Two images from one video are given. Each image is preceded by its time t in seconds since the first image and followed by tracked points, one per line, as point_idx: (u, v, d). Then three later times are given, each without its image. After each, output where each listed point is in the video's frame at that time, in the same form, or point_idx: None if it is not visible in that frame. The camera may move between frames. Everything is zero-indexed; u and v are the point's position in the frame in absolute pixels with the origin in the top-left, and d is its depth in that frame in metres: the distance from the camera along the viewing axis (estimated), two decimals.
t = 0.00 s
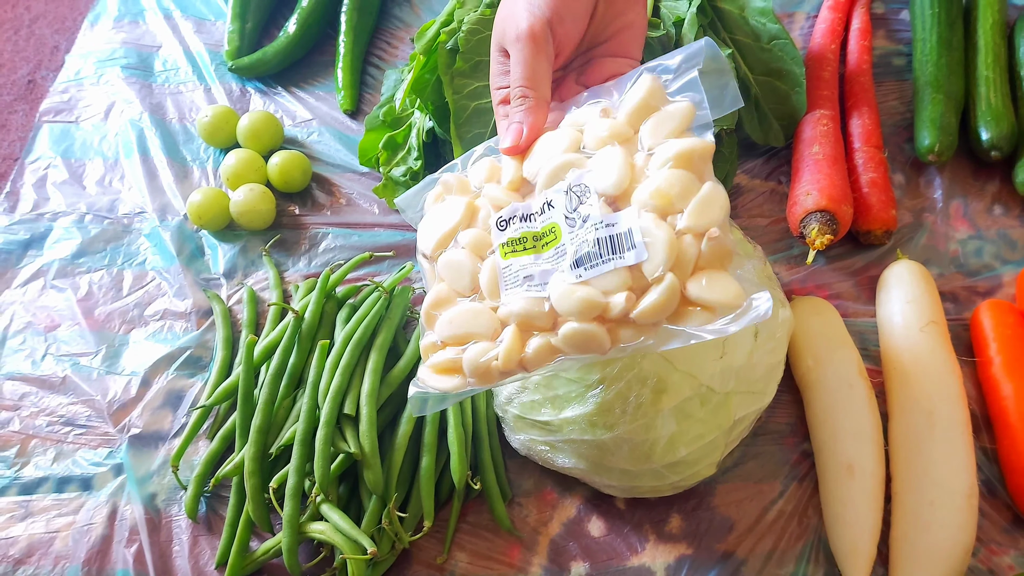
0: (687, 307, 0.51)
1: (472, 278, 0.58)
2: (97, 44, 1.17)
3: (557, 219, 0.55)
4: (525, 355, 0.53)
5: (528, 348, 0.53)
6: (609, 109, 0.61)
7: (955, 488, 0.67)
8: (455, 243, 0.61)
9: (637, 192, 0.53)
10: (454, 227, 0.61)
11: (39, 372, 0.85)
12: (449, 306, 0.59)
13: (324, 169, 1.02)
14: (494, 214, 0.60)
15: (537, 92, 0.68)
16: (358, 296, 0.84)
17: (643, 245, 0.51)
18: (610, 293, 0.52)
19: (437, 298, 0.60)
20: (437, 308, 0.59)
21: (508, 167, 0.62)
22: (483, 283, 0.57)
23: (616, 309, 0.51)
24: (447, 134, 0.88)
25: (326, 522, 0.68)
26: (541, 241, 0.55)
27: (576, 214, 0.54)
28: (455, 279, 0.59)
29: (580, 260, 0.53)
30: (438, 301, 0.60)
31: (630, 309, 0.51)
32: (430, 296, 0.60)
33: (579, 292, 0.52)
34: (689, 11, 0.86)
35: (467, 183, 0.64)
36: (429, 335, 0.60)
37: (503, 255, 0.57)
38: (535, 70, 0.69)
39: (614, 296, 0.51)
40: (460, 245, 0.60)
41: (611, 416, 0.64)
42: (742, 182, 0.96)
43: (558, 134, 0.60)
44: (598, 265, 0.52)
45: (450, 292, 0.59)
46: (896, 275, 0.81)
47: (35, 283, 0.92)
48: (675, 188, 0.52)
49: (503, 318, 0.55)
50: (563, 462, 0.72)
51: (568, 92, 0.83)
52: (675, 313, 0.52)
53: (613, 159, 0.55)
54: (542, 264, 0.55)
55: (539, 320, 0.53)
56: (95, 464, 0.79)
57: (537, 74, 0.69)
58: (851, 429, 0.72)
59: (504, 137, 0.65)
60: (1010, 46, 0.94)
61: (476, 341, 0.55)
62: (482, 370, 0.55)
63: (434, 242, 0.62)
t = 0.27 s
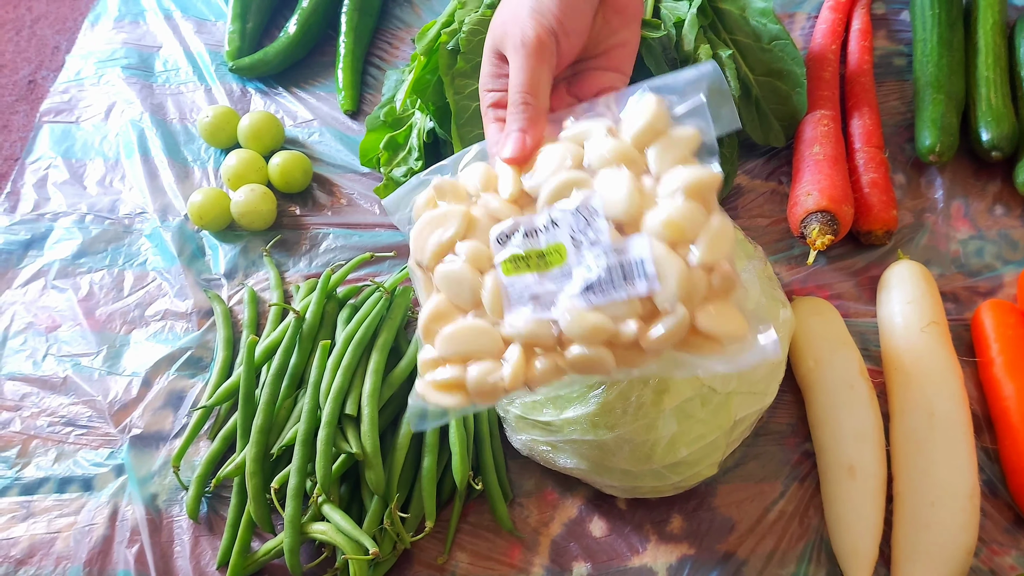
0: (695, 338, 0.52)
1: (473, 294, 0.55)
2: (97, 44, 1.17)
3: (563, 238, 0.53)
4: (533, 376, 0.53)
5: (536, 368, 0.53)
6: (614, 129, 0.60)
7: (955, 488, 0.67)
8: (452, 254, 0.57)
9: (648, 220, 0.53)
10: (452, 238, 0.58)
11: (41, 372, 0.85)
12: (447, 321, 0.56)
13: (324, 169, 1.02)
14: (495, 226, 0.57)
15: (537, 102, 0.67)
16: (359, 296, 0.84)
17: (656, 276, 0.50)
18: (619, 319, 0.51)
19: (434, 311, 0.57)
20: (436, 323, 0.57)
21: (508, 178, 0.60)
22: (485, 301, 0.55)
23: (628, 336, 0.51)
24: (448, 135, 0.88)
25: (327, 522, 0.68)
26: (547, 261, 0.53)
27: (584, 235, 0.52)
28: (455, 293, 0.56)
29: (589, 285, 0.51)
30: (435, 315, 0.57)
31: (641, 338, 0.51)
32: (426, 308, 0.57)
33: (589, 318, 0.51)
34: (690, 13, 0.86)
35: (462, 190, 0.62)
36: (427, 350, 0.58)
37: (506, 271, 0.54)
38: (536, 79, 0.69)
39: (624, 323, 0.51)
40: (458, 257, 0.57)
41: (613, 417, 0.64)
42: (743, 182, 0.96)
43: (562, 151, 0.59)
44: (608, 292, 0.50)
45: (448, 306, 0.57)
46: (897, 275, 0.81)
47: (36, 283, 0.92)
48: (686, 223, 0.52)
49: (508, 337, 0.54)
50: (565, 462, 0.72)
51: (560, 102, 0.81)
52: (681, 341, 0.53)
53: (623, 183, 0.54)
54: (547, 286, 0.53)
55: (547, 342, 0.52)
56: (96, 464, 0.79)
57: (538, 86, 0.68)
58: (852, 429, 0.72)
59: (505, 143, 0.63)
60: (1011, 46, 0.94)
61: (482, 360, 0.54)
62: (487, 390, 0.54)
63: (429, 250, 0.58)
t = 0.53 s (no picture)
0: (760, 456, 0.61)
1: (563, 417, 0.55)
2: (99, 43, 1.16)
3: (654, 365, 0.55)
4: (615, 488, 0.58)
5: (619, 482, 0.58)
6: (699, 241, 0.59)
7: (964, 489, 0.67)
8: (535, 379, 0.55)
9: (745, 357, 0.57)
10: (538, 360, 0.55)
11: (43, 372, 0.85)
12: (533, 451, 0.55)
13: (327, 168, 1.01)
14: (584, 347, 0.55)
15: (614, 209, 0.56)
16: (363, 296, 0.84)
17: (741, 411, 0.57)
18: (705, 447, 0.58)
19: (516, 441, 0.55)
20: (518, 454, 0.55)
21: (593, 294, 0.55)
22: (573, 426, 0.55)
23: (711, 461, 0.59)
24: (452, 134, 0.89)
25: (333, 523, 0.68)
26: (640, 389, 0.55)
27: (676, 367, 0.56)
28: (542, 420, 0.55)
29: (682, 416, 0.56)
30: (518, 449, 0.55)
31: (717, 459, 0.59)
32: (507, 439, 0.55)
33: (680, 450, 0.57)
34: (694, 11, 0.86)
35: (537, 295, 0.56)
36: (506, 478, 0.57)
37: (594, 396, 0.55)
38: (611, 185, 0.58)
39: (709, 449, 0.58)
40: (542, 383, 0.55)
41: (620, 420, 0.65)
42: (748, 182, 0.95)
43: (649, 268, 0.56)
44: (698, 424, 0.56)
45: (530, 434, 0.55)
46: (904, 276, 0.81)
47: (38, 282, 0.92)
48: (776, 360, 0.58)
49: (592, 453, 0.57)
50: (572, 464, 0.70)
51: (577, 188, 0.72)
52: (750, 456, 0.61)
53: (724, 323, 0.56)
54: (640, 411, 0.56)
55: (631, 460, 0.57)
56: (100, 464, 0.79)
57: (617, 185, 0.57)
58: (859, 431, 0.72)
59: (578, 242, 0.57)
60: (1015, 46, 0.94)
61: (570, 489, 0.56)
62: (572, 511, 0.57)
63: (509, 372, 0.54)
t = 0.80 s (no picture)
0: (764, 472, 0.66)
1: (571, 470, 0.58)
2: (104, 36, 1.17)
3: (653, 414, 0.59)
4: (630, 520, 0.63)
5: (634, 515, 0.63)
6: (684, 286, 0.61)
7: (959, 478, 0.68)
8: (538, 439, 0.58)
9: (739, 395, 0.60)
10: (539, 425, 0.57)
11: (49, 360, 0.86)
12: (546, 501, 0.60)
13: (331, 161, 1.02)
14: (580, 408, 0.58)
15: (605, 276, 0.53)
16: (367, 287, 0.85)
17: (740, 442, 0.62)
18: (710, 474, 0.63)
19: (529, 498, 0.59)
20: (535, 509, 0.59)
21: (586, 356, 0.57)
22: (582, 478, 0.59)
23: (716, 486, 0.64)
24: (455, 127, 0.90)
25: (337, 508, 0.69)
26: (640, 434, 0.59)
27: (673, 414, 0.59)
28: (553, 477, 0.59)
29: (684, 457, 0.61)
30: (532, 502, 0.59)
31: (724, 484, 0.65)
32: (522, 496, 0.59)
33: (685, 482, 0.62)
34: (695, 8, 0.88)
35: (531, 365, 0.57)
36: (523, 526, 0.61)
37: (598, 448, 0.59)
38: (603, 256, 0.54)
39: (712, 476, 0.63)
40: (548, 446, 0.58)
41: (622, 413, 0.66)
42: (747, 177, 0.96)
43: (639, 327, 0.58)
44: (700, 459, 0.61)
45: (544, 489, 0.59)
46: (901, 270, 0.82)
47: (43, 272, 0.92)
48: (769, 393, 0.61)
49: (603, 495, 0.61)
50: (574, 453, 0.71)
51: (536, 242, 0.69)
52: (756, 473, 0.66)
53: (714, 369, 0.59)
54: (645, 458, 0.60)
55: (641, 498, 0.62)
56: (105, 451, 0.80)
57: (609, 258, 0.54)
58: (856, 420, 0.73)
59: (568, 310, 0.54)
60: (1011, 45, 0.96)
61: (589, 530, 0.61)
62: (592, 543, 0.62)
63: (517, 443, 0.58)
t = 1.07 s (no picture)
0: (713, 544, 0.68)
1: (525, 492, 0.66)
2: (99, 20, 1.17)
3: (610, 463, 0.66)
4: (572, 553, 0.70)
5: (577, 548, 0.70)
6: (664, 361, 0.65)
7: (947, 455, 0.69)
8: (502, 457, 0.66)
9: (696, 471, 0.65)
10: (504, 445, 0.66)
11: (42, 340, 0.86)
12: (497, 514, 0.67)
13: (325, 144, 1.02)
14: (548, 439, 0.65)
15: (589, 294, 0.59)
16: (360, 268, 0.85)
17: (687, 513, 0.66)
18: (653, 534, 0.68)
19: (483, 505, 0.67)
20: (484, 515, 0.67)
21: (559, 395, 0.64)
22: (534, 501, 0.67)
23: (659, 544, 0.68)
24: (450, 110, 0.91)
25: (330, 484, 0.69)
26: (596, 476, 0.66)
27: (629, 468, 0.66)
28: (507, 493, 0.66)
29: (629, 509, 0.67)
30: (485, 511, 0.67)
31: (668, 544, 0.69)
32: (477, 500, 0.68)
33: (627, 533, 0.67)
34: None
35: (510, 391, 0.66)
36: (474, 530, 0.69)
37: (555, 480, 0.66)
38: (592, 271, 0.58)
39: (656, 537, 0.68)
40: (509, 466, 0.66)
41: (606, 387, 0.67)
42: (740, 162, 0.97)
43: (618, 383, 0.64)
44: (645, 518, 0.67)
45: (498, 501, 0.67)
46: (891, 252, 0.83)
47: (37, 253, 0.92)
48: (725, 478, 0.65)
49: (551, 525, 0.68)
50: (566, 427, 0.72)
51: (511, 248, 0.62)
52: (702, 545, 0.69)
53: (677, 440, 0.64)
54: (595, 495, 0.67)
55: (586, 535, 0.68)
56: (98, 429, 0.80)
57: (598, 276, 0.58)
58: (845, 399, 0.74)
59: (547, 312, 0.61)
60: (1002, 33, 0.96)
61: (530, 548, 0.68)
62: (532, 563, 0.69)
63: (481, 454, 0.66)
